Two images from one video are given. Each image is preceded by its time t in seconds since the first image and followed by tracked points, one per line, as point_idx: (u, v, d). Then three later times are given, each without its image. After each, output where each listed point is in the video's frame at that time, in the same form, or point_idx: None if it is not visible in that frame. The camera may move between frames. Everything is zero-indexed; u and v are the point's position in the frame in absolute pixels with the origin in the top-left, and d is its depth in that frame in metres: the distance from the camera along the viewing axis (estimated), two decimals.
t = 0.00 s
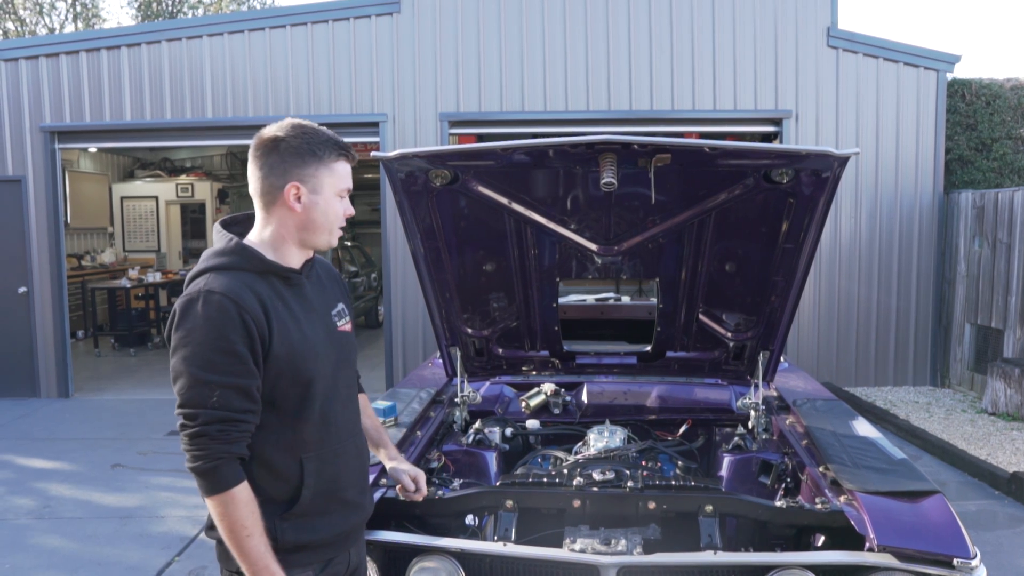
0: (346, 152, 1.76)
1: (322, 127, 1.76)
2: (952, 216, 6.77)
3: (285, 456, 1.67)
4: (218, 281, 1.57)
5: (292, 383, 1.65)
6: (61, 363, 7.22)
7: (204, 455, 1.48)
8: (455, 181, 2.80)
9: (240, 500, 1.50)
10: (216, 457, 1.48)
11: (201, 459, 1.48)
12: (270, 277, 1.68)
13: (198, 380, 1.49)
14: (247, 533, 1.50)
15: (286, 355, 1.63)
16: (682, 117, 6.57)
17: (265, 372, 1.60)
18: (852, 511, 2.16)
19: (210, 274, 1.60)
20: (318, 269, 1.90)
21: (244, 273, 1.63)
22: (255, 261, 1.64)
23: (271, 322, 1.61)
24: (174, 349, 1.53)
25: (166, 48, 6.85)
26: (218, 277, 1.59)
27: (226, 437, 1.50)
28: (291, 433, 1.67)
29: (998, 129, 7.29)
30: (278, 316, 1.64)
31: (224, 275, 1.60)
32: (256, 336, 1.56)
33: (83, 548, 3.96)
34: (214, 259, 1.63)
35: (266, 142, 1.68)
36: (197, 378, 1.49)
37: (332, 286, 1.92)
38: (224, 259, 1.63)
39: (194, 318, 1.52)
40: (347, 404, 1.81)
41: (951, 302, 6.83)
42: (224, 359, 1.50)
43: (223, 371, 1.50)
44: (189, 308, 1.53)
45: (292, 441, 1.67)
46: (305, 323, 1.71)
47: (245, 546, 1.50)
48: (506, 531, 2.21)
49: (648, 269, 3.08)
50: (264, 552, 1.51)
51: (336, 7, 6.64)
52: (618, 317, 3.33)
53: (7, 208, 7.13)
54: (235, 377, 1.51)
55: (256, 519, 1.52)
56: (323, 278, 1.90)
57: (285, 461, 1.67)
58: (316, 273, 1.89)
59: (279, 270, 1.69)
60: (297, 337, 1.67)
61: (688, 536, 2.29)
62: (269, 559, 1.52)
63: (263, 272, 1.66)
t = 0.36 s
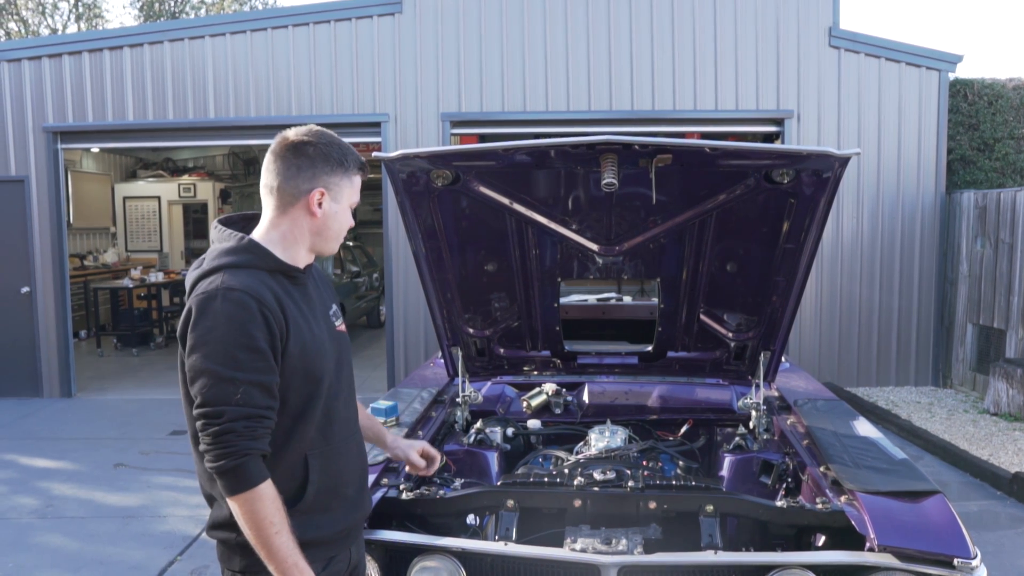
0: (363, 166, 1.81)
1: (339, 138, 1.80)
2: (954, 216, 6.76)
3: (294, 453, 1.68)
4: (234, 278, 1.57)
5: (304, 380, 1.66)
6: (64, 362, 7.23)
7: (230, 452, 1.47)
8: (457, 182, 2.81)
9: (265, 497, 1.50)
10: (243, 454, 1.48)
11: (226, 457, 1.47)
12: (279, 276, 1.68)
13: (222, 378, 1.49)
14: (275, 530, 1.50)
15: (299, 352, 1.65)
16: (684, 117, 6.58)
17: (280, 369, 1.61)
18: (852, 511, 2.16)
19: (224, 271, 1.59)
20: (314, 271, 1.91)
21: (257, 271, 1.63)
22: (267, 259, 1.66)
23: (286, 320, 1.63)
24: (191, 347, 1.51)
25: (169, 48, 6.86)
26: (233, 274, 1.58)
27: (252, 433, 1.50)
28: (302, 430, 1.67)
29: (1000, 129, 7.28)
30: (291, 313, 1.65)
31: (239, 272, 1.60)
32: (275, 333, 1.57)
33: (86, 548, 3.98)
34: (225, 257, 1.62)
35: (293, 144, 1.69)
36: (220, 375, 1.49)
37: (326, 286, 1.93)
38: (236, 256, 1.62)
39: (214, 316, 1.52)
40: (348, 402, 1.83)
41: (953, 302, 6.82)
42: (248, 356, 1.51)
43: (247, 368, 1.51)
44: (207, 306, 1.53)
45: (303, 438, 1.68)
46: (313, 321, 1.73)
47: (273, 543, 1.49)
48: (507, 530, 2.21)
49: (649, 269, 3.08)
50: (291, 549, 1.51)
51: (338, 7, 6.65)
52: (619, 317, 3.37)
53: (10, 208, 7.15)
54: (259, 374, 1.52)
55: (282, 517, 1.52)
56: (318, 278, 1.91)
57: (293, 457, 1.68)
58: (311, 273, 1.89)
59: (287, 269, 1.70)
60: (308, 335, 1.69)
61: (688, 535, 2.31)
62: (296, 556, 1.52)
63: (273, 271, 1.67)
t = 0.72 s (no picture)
0: (370, 169, 1.81)
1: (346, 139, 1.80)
2: (957, 216, 6.75)
3: (296, 452, 1.68)
4: (239, 275, 1.57)
5: (307, 379, 1.66)
6: (67, 362, 7.23)
7: (236, 450, 1.47)
8: (458, 181, 2.80)
9: (269, 495, 1.50)
10: (248, 452, 1.48)
11: (231, 455, 1.47)
12: (283, 274, 1.68)
13: (228, 375, 1.49)
14: (279, 527, 1.50)
15: (303, 351, 1.65)
16: (686, 117, 6.57)
17: (285, 367, 1.61)
18: (854, 512, 2.15)
19: (228, 269, 1.59)
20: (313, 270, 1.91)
21: (262, 269, 1.63)
22: (273, 257, 1.66)
23: (290, 318, 1.63)
24: (196, 344, 1.51)
25: (171, 48, 6.87)
26: (239, 271, 1.58)
27: (256, 431, 1.50)
28: (306, 429, 1.68)
29: (1003, 129, 7.26)
30: (295, 312, 1.66)
31: (244, 270, 1.60)
32: (280, 331, 1.58)
33: (89, 547, 3.98)
34: (230, 254, 1.62)
35: (301, 144, 1.69)
36: (225, 373, 1.49)
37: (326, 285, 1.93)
38: (241, 254, 1.62)
39: (220, 313, 1.52)
40: (349, 402, 1.83)
41: (956, 302, 6.81)
42: (254, 354, 1.51)
43: (253, 366, 1.51)
44: (212, 303, 1.53)
45: (305, 436, 1.68)
46: (316, 320, 1.74)
47: (277, 541, 1.49)
48: (508, 530, 2.21)
49: (651, 269, 3.08)
50: (294, 548, 1.51)
51: (340, 7, 6.65)
52: (620, 317, 3.39)
53: (14, 208, 7.16)
54: (264, 372, 1.52)
55: (284, 514, 1.52)
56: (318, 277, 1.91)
57: (296, 455, 1.68)
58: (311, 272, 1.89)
59: (291, 268, 1.70)
60: (311, 334, 1.69)
61: (690, 535, 2.30)
62: (299, 554, 1.52)
63: (278, 269, 1.67)
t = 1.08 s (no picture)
0: (354, 156, 1.77)
1: (327, 128, 1.77)
2: (961, 215, 6.73)
3: (293, 453, 1.68)
4: (229, 278, 1.58)
5: (301, 381, 1.66)
6: (70, 362, 7.25)
7: (224, 452, 1.47)
8: (460, 181, 2.80)
9: (260, 497, 1.50)
10: (236, 454, 1.48)
11: (220, 458, 1.47)
12: (275, 276, 1.68)
13: (216, 379, 1.49)
14: (269, 530, 1.50)
15: (296, 352, 1.65)
16: (689, 117, 6.57)
17: (277, 369, 1.61)
18: (856, 512, 2.15)
19: (218, 273, 1.60)
20: (316, 270, 1.91)
21: (252, 272, 1.63)
22: (263, 259, 1.66)
23: (282, 320, 1.63)
24: (186, 349, 1.52)
25: (174, 48, 6.89)
26: (228, 275, 1.59)
27: (246, 434, 1.50)
28: (300, 431, 1.67)
29: (1007, 129, 7.24)
30: (287, 314, 1.65)
31: (234, 273, 1.60)
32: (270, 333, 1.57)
33: (92, 546, 3.99)
34: (221, 258, 1.63)
35: (274, 141, 1.69)
36: (213, 377, 1.49)
37: (329, 285, 1.93)
38: (231, 256, 1.63)
39: (208, 318, 1.52)
40: (349, 401, 1.83)
41: (959, 302, 6.79)
42: (241, 357, 1.51)
43: (241, 370, 1.51)
44: (201, 307, 1.54)
45: (301, 437, 1.68)
46: (312, 321, 1.73)
47: (268, 543, 1.50)
48: (510, 530, 2.22)
49: (653, 269, 3.08)
50: (286, 550, 1.51)
51: (342, 7, 6.66)
52: (623, 316, 3.37)
53: (17, 208, 7.18)
54: (252, 375, 1.52)
55: (276, 516, 1.52)
56: (320, 277, 1.91)
57: (292, 456, 1.68)
58: (313, 271, 1.90)
59: (282, 268, 1.70)
60: (305, 335, 1.68)
61: (692, 535, 2.29)
62: (291, 556, 1.52)
63: (269, 271, 1.67)
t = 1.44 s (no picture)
0: (350, 153, 1.76)
1: (325, 127, 1.77)
2: (964, 215, 6.71)
3: (293, 453, 1.68)
4: (228, 279, 1.58)
5: (301, 382, 1.66)
6: (73, 361, 7.26)
7: (220, 453, 1.47)
8: (463, 181, 2.80)
9: (254, 499, 1.50)
10: (232, 455, 1.48)
11: (216, 458, 1.48)
12: (276, 276, 1.68)
13: (213, 379, 1.49)
14: (263, 532, 1.50)
15: (295, 353, 1.64)
16: (691, 117, 6.56)
17: (276, 370, 1.61)
18: (860, 512, 2.14)
19: (218, 273, 1.60)
20: (320, 270, 1.91)
21: (253, 272, 1.63)
22: (262, 259, 1.65)
23: (281, 320, 1.62)
24: (185, 349, 1.53)
25: (177, 48, 6.89)
26: (228, 276, 1.59)
27: (242, 435, 1.50)
28: (300, 431, 1.67)
29: (1011, 129, 7.23)
30: (287, 314, 1.65)
31: (233, 274, 1.60)
32: (268, 334, 1.57)
33: (94, 545, 4.00)
34: (222, 258, 1.63)
35: (269, 141, 1.70)
36: (210, 378, 1.49)
37: (333, 285, 1.93)
38: (231, 257, 1.63)
39: (207, 318, 1.52)
40: (352, 402, 1.82)
41: (962, 302, 6.77)
42: (238, 358, 1.51)
43: (238, 370, 1.51)
44: (200, 308, 1.54)
45: (300, 438, 1.68)
46: (313, 321, 1.73)
47: (260, 545, 1.49)
48: (513, 530, 2.22)
49: (656, 269, 3.07)
50: (279, 552, 1.51)
51: (345, 6, 6.66)
52: (625, 318, 3.31)
53: (20, 208, 7.19)
54: (250, 376, 1.52)
55: (270, 518, 1.52)
56: (323, 278, 1.91)
57: (292, 456, 1.68)
58: (317, 271, 1.89)
59: (283, 268, 1.70)
60: (305, 336, 1.68)
61: (695, 536, 2.29)
62: (283, 558, 1.52)
63: (270, 271, 1.67)
